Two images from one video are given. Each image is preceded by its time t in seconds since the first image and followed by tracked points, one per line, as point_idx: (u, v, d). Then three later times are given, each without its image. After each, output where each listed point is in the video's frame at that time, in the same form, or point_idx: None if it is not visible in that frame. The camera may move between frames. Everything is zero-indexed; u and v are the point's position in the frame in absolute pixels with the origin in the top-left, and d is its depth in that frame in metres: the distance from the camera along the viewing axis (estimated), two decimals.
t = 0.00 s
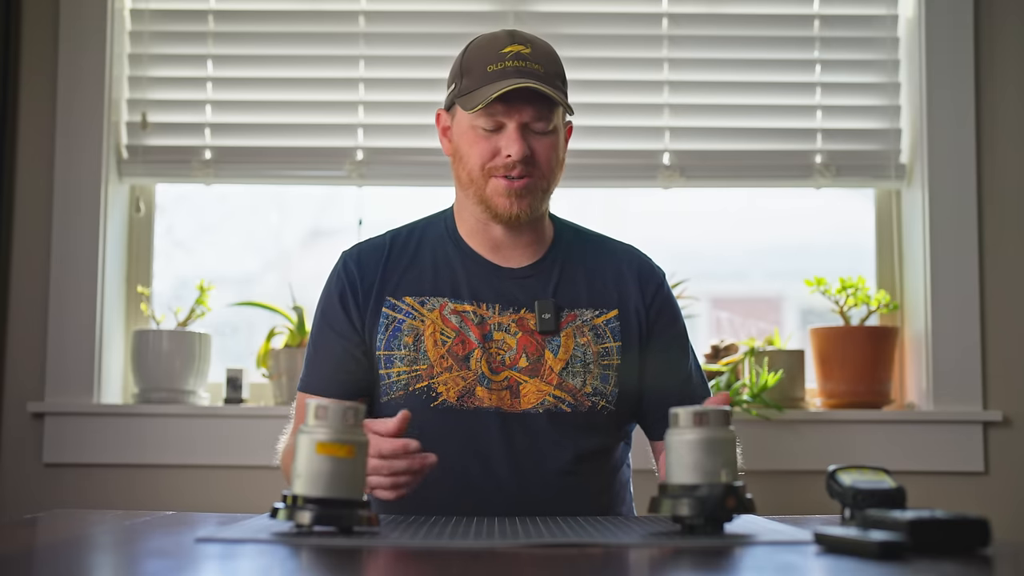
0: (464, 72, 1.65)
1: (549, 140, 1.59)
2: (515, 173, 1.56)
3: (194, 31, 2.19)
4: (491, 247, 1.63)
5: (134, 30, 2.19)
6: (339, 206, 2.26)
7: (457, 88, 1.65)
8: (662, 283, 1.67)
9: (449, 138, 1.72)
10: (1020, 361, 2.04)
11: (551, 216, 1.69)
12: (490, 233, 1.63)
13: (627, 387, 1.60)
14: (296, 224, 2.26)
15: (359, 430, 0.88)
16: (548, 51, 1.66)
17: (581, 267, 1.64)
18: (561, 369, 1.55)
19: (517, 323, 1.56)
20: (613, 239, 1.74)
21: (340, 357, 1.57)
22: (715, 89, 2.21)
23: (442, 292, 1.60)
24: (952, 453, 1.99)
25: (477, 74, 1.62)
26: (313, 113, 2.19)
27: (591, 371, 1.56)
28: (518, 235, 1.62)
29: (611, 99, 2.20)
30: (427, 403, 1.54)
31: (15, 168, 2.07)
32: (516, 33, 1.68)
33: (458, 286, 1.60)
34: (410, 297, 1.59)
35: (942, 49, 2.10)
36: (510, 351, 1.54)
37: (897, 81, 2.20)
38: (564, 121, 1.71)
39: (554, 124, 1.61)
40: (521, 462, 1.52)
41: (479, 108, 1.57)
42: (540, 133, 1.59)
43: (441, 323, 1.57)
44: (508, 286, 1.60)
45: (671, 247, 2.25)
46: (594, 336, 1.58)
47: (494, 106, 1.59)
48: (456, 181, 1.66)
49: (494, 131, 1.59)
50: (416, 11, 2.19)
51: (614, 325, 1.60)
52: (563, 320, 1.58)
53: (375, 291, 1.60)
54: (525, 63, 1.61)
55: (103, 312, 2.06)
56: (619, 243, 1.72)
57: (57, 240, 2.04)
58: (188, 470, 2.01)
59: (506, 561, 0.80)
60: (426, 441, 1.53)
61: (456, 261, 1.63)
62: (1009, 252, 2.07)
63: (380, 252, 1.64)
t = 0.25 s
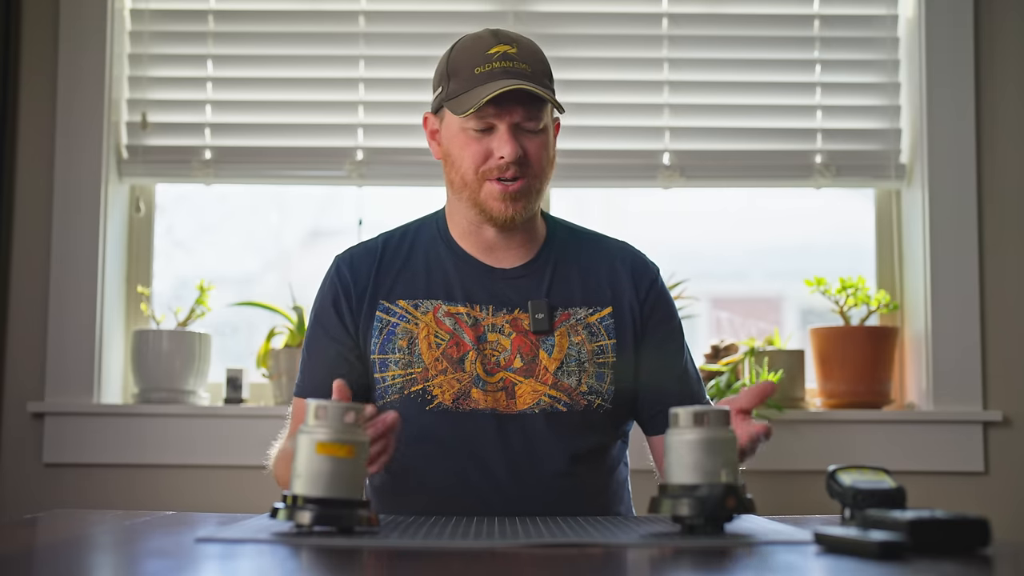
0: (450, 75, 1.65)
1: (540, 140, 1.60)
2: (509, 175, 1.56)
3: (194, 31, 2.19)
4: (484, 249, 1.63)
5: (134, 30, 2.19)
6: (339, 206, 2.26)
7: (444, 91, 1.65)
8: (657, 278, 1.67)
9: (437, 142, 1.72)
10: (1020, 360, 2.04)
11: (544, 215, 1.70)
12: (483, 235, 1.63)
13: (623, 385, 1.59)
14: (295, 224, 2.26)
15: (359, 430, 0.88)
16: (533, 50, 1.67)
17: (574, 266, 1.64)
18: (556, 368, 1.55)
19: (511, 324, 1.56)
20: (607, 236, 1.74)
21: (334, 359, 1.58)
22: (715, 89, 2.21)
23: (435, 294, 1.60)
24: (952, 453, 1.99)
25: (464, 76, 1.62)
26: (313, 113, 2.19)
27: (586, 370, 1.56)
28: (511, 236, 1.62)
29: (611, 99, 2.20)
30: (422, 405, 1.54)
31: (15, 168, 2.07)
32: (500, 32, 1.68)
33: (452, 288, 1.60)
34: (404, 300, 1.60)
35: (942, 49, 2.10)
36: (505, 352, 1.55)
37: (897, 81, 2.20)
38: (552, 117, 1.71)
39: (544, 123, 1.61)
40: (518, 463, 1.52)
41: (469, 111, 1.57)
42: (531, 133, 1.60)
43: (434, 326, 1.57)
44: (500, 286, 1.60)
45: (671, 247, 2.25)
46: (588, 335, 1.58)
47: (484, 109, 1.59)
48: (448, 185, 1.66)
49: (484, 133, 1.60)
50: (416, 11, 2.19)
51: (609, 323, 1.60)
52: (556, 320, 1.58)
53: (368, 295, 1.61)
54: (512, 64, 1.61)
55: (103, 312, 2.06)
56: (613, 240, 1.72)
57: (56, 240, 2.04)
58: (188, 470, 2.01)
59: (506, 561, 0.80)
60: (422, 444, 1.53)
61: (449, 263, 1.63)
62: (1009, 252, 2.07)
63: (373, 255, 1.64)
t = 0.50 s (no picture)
0: (440, 77, 1.65)
1: (532, 139, 1.59)
2: (501, 176, 1.56)
3: (194, 31, 2.19)
4: (480, 250, 1.63)
5: (134, 30, 2.19)
6: (339, 206, 2.26)
7: (435, 93, 1.65)
8: (653, 275, 1.67)
9: (431, 144, 1.72)
10: (1020, 360, 2.04)
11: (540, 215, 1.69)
12: (478, 236, 1.63)
13: (620, 385, 1.59)
14: (295, 225, 2.26)
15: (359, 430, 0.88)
16: (523, 49, 1.66)
17: (570, 265, 1.64)
18: (552, 369, 1.55)
19: (507, 325, 1.56)
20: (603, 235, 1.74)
21: (329, 361, 1.59)
22: (716, 89, 2.21)
23: (430, 295, 1.60)
24: (952, 453, 1.99)
25: (454, 78, 1.63)
26: (313, 113, 2.19)
27: (582, 370, 1.56)
28: (506, 237, 1.62)
29: (611, 99, 2.20)
30: (417, 407, 1.54)
31: (15, 168, 2.07)
32: (489, 31, 1.68)
33: (447, 289, 1.60)
34: (399, 301, 1.60)
35: (942, 49, 2.10)
36: (500, 353, 1.55)
37: (897, 81, 2.20)
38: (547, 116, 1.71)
39: (536, 123, 1.61)
40: (515, 464, 1.52)
41: (460, 115, 1.57)
42: (523, 133, 1.59)
43: (429, 327, 1.57)
44: (496, 287, 1.60)
45: (671, 247, 2.25)
46: (584, 335, 1.58)
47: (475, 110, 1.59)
48: (443, 187, 1.66)
49: (476, 135, 1.59)
50: (416, 11, 2.19)
51: (605, 322, 1.59)
52: (552, 320, 1.57)
53: (363, 296, 1.61)
54: (501, 65, 1.61)
55: (103, 312, 2.06)
56: (609, 239, 1.72)
57: (56, 240, 2.04)
58: (187, 470, 2.01)
59: (506, 561, 0.80)
60: (419, 446, 1.53)
61: (444, 264, 1.63)
62: (1009, 252, 2.07)
63: (368, 256, 1.64)
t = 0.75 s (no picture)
0: (437, 79, 1.66)
1: (531, 139, 1.59)
2: (500, 177, 1.56)
3: (194, 31, 2.19)
4: (480, 249, 1.63)
5: (134, 30, 2.19)
6: (339, 206, 2.26)
7: (432, 94, 1.65)
8: (652, 274, 1.67)
9: (429, 145, 1.72)
10: (1020, 360, 2.04)
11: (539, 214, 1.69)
12: (478, 236, 1.63)
13: (620, 385, 1.59)
14: (295, 225, 2.26)
15: (359, 430, 0.88)
16: (519, 48, 1.67)
17: (569, 265, 1.64)
18: (551, 368, 1.55)
19: (506, 324, 1.56)
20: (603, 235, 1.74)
21: (329, 360, 1.59)
22: (715, 88, 2.21)
23: (430, 295, 1.60)
24: (952, 453, 1.99)
25: (451, 79, 1.63)
26: (313, 113, 2.19)
27: (582, 370, 1.56)
28: (506, 236, 1.62)
29: (611, 99, 2.20)
30: (416, 407, 1.55)
31: (15, 168, 2.07)
32: (484, 31, 1.68)
33: (446, 289, 1.60)
34: (398, 300, 1.60)
35: (942, 49, 2.10)
36: (500, 353, 1.54)
37: (897, 81, 2.20)
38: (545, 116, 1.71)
39: (534, 122, 1.60)
40: (514, 464, 1.52)
41: (457, 115, 1.57)
42: (521, 133, 1.59)
43: (429, 327, 1.57)
44: (495, 286, 1.60)
45: (671, 247, 2.25)
46: (584, 334, 1.58)
47: (472, 111, 1.59)
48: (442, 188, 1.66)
49: (474, 135, 1.59)
50: (416, 11, 2.19)
51: (604, 322, 1.59)
52: (551, 320, 1.57)
53: (363, 296, 1.61)
54: (497, 64, 1.61)
55: (103, 312, 2.06)
56: (608, 239, 1.72)
57: (56, 240, 2.04)
58: (187, 470, 2.01)
59: (506, 561, 0.80)
60: (418, 446, 1.53)
61: (444, 264, 1.63)
62: (1008, 251, 2.07)
63: (368, 256, 1.64)
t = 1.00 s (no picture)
0: (431, 85, 1.66)
1: (526, 141, 1.59)
2: (497, 180, 1.56)
3: (194, 31, 2.19)
4: (482, 252, 1.63)
5: (134, 30, 2.19)
6: (339, 206, 2.26)
7: (427, 101, 1.66)
8: (655, 274, 1.67)
9: (427, 149, 1.72)
10: (1020, 360, 2.04)
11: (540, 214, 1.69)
12: (478, 238, 1.63)
13: (622, 385, 1.59)
14: (296, 225, 2.26)
15: (359, 430, 0.88)
16: (511, 50, 1.66)
17: (571, 265, 1.64)
18: (553, 369, 1.55)
19: (508, 325, 1.56)
20: (605, 235, 1.74)
21: (331, 361, 1.59)
22: (716, 89, 2.21)
23: (432, 296, 1.60)
24: (952, 453, 1.99)
25: (444, 86, 1.63)
26: (313, 113, 2.19)
27: (584, 371, 1.56)
28: (507, 238, 1.62)
29: (611, 99, 2.20)
30: (418, 407, 1.55)
31: (15, 168, 2.07)
32: (474, 34, 1.68)
33: (448, 290, 1.60)
34: (400, 301, 1.60)
35: (942, 49, 2.10)
36: (501, 353, 1.55)
37: (897, 81, 2.20)
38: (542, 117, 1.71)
39: (529, 124, 1.60)
40: (516, 464, 1.51)
41: (451, 122, 1.57)
42: (516, 136, 1.59)
43: (430, 327, 1.57)
44: (497, 287, 1.60)
45: (671, 247, 2.25)
46: (586, 335, 1.58)
47: (466, 116, 1.59)
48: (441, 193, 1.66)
49: (470, 140, 1.59)
50: (416, 11, 2.19)
51: (606, 323, 1.59)
52: (553, 321, 1.57)
53: (365, 297, 1.61)
54: (489, 68, 1.61)
55: (103, 312, 2.06)
56: (610, 239, 1.72)
57: (56, 240, 2.04)
58: (187, 470, 2.01)
59: (506, 561, 0.80)
60: (420, 447, 1.53)
61: (446, 265, 1.63)
62: (1008, 251, 2.07)
63: (370, 258, 1.65)
